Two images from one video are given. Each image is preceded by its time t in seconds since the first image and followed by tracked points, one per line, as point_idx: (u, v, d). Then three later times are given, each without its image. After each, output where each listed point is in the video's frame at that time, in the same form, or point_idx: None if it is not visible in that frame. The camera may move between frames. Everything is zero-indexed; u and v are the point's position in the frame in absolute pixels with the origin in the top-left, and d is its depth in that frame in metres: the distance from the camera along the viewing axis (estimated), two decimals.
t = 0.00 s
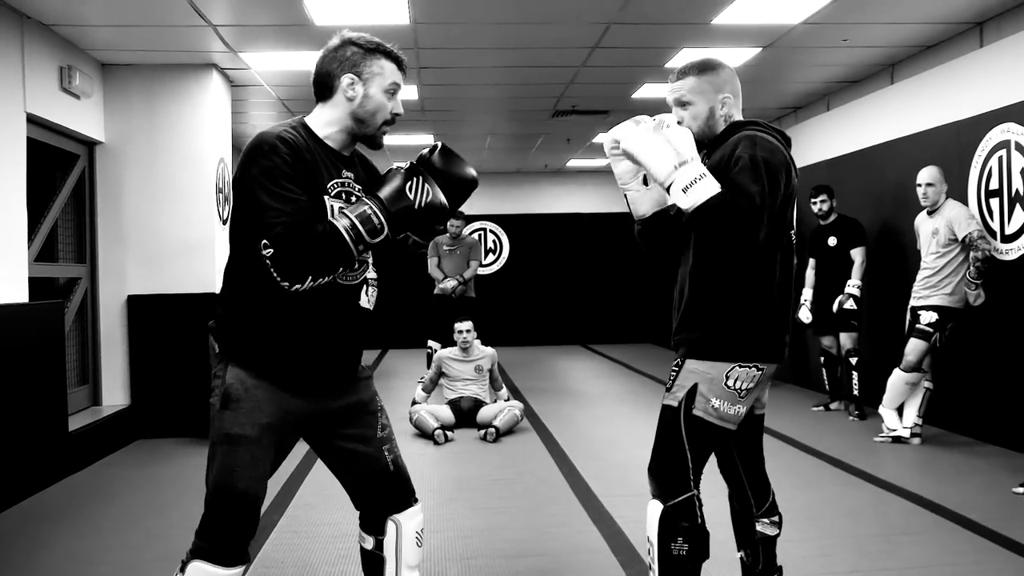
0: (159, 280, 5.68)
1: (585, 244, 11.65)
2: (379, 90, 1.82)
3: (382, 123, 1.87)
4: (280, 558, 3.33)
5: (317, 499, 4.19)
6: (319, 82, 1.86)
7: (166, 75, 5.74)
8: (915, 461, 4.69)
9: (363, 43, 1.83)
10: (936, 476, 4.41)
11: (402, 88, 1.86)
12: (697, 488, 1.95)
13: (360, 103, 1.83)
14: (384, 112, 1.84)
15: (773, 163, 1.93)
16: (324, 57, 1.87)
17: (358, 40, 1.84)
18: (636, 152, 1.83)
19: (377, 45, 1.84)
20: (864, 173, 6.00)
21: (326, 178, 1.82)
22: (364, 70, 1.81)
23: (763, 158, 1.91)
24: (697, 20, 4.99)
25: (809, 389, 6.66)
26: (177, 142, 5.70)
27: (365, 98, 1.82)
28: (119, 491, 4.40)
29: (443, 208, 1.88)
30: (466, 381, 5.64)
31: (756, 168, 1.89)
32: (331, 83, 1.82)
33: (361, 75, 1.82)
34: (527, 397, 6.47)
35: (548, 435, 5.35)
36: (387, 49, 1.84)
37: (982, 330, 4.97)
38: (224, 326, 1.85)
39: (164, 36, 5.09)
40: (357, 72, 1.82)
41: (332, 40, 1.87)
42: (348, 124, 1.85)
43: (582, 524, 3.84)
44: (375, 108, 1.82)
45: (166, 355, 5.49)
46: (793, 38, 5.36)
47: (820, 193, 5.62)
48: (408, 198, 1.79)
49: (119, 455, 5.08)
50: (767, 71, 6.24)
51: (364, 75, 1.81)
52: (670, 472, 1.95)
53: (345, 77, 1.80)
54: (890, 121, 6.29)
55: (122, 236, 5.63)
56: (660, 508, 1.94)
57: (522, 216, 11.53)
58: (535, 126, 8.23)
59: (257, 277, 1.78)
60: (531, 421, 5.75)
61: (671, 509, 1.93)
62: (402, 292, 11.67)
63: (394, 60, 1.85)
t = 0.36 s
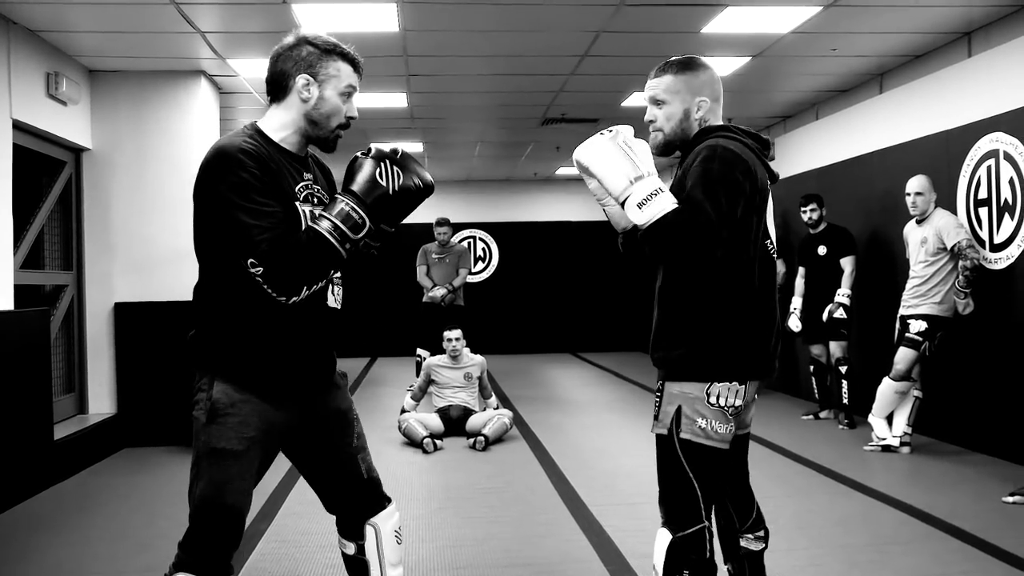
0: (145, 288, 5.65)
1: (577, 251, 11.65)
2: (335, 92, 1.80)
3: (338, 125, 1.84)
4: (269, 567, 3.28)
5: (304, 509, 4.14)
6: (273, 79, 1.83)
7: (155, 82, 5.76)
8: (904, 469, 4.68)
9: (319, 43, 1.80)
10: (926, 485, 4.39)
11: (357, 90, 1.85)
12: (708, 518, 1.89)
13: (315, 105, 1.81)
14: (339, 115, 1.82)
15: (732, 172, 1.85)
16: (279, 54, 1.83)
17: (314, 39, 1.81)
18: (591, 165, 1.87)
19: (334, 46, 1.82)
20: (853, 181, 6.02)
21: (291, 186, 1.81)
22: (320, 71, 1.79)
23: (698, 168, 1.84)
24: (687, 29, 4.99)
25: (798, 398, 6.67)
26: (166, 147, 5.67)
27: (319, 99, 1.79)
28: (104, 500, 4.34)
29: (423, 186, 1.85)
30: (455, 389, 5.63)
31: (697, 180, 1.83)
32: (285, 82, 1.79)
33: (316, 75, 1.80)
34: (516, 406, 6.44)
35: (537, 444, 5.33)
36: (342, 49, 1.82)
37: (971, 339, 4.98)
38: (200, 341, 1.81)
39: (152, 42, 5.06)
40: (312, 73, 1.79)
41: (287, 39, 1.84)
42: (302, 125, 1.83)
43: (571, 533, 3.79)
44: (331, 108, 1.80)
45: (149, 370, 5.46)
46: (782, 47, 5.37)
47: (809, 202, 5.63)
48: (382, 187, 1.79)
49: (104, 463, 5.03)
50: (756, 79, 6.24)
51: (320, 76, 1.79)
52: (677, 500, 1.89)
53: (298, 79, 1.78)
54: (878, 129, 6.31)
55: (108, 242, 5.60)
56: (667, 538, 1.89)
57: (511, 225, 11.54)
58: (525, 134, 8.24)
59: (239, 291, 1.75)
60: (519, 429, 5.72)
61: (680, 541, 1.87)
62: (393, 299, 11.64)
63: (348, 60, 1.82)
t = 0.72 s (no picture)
0: (136, 284, 5.64)
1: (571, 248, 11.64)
2: (379, 97, 1.79)
3: (382, 128, 1.84)
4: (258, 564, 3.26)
5: (295, 506, 4.12)
6: (321, 84, 1.83)
7: (145, 76, 5.70)
8: (896, 467, 4.69)
9: (366, 49, 1.79)
10: (918, 482, 4.39)
11: (402, 95, 1.84)
12: (714, 522, 1.86)
13: (359, 110, 1.80)
14: (382, 119, 1.82)
15: (715, 174, 1.80)
16: (326, 60, 1.83)
17: (360, 45, 1.80)
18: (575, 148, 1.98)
19: (379, 51, 1.81)
20: (847, 179, 6.02)
21: (330, 180, 1.80)
22: (365, 77, 1.78)
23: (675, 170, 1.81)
24: (679, 25, 4.98)
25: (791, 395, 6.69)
26: (157, 143, 5.66)
27: (364, 104, 1.79)
28: (93, 497, 4.31)
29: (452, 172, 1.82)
30: (448, 386, 5.63)
31: (669, 184, 1.80)
32: (331, 87, 1.79)
33: (362, 80, 1.79)
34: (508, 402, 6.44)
35: (530, 441, 5.32)
36: (388, 55, 1.81)
37: (962, 337, 4.99)
38: (229, 328, 1.81)
39: (142, 36, 5.03)
40: (358, 78, 1.79)
41: (335, 45, 1.83)
42: (347, 128, 1.83)
43: (563, 530, 3.78)
44: (375, 114, 1.80)
45: (144, 358, 5.51)
46: (776, 44, 5.36)
47: (802, 199, 5.64)
48: (416, 172, 1.76)
49: (94, 460, 5.00)
50: (750, 76, 6.23)
51: (365, 81, 1.78)
52: (682, 504, 1.86)
53: (345, 84, 1.78)
54: (871, 127, 6.31)
55: (99, 239, 5.58)
56: (671, 539, 1.87)
57: (506, 221, 11.52)
58: (518, 130, 8.23)
59: (275, 281, 1.74)
60: (512, 426, 5.72)
61: (685, 544, 1.85)
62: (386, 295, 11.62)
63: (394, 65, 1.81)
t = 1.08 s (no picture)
0: (132, 280, 5.63)
1: (568, 245, 11.65)
2: (347, 86, 1.80)
3: (350, 119, 1.84)
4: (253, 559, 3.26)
5: (292, 502, 4.11)
6: (286, 75, 1.82)
7: (141, 71, 5.69)
8: (891, 464, 4.70)
9: (331, 38, 1.80)
10: (913, 480, 4.40)
11: (368, 85, 1.84)
12: (722, 512, 1.85)
13: (327, 99, 1.80)
14: (351, 109, 1.82)
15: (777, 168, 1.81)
16: (291, 51, 1.83)
17: (326, 34, 1.81)
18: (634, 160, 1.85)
19: (345, 41, 1.82)
20: (843, 177, 6.03)
21: (301, 178, 1.80)
22: (332, 66, 1.79)
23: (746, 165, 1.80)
24: (676, 22, 4.99)
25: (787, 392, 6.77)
26: (154, 138, 5.65)
27: (333, 94, 1.79)
28: (88, 493, 4.31)
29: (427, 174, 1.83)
30: (444, 382, 5.63)
31: (745, 173, 1.79)
32: (298, 78, 1.79)
33: (329, 70, 1.79)
34: (505, 399, 6.45)
35: (526, 437, 5.33)
36: (353, 45, 1.82)
37: (959, 334, 4.99)
38: (211, 333, 1.81)
39: (139, 31, 5.02)
40: (325, 68, 1.79)
41: (300, 36, 1.84)
42: (315, 120, 1.82)
43: (559, 527, 3.78)
44: (343, 103, 1.80)
45: (140, 355, 5.50)
46: (772, 42, 5.37)
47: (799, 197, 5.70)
48: (392, 174, 1.76)
49: (90, 456, 4.99)
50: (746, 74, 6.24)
51: (332, 71, 1.78)
52: (694, 494, 1.85)
53: (312, 74, 1.78)
54: (868, 124, 6.32)
55: (96, 237, 5.57)
56: (680, 528, 1.86)
57: (503, 218, 11.52)
58: (515, 127, 8.23)
59: (251, 284, 1.74)
60: (508, 423, 5.73)
61: (694, 532, 1.84)
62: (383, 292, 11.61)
63: (361, 55, 1.82)
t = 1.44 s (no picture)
0: (123, 279, 5.62)
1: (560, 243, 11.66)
2: (367, 85, 1.79)
3: (372, 119, 1.83)
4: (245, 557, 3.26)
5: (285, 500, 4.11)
6: (308, 79, 1.83)
7: (132, 69, 5.68)
8: (881, 461, 4.73)
9: (347, 39, 1.79)
10: (903, 476, 4.42)
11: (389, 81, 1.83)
12: (693, 509, 1.87)
13: (348, 100, 1.80)
14: (373, 108, 1.81)
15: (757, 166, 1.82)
16: (310, 54, 1.83)
17: (342, 35, 1.80)
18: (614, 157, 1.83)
19: (363, 40, 1.81)
20: (834, 175, 6.06)
21: (326, 177, 1.80)
22: (350, 67, 1.78)
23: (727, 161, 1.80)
24: (668, 21, 5.00)
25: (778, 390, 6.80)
26: (146, 136, 5.64)
27: (353, 94, 1.79)
28: (80, 492, 4.29)
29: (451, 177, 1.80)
30: (436, 381, 5.64)
31: (727, 171, 1.79)
32: (318, 81, 1.79)
33: (348, 70, 1.79)
34: (497, 397, 6.46)
35: (519, 435, 5.35)
36: (373, 44, 1.81)
37: (949, 332, 5.02)
38: (235, 327, 1.81)
39: (131, 29, 5.01)
40: (343, 69, 1.79)
41: (316, 39, 1.83)
42: (338, 121, 1.83)
43: (551, 525, 3.79)
44: (364, 103, 1.79)
45: (132, 353, 5.49)
46: (764, 41, 5.39)
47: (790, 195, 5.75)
48: (415, 176, 1.74)
49: (82, 455, 4.98)
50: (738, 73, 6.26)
51: (351, 72, 1.78)
52: (665, 495, 1.87)
53: (332, 75, 1.77)
54: (858, 123, 6.35)
55: (87, 235, 5.57)
56: (652, 528, 1.88)
57: (495, 217, 11.53)
58: (506, 125, 8.24)
59: (276, 280, 1.74)
60: (501, 421, 5.74)
61: (664, 531, 1.86)
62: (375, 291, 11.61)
63: (381, 54, 1.81)
